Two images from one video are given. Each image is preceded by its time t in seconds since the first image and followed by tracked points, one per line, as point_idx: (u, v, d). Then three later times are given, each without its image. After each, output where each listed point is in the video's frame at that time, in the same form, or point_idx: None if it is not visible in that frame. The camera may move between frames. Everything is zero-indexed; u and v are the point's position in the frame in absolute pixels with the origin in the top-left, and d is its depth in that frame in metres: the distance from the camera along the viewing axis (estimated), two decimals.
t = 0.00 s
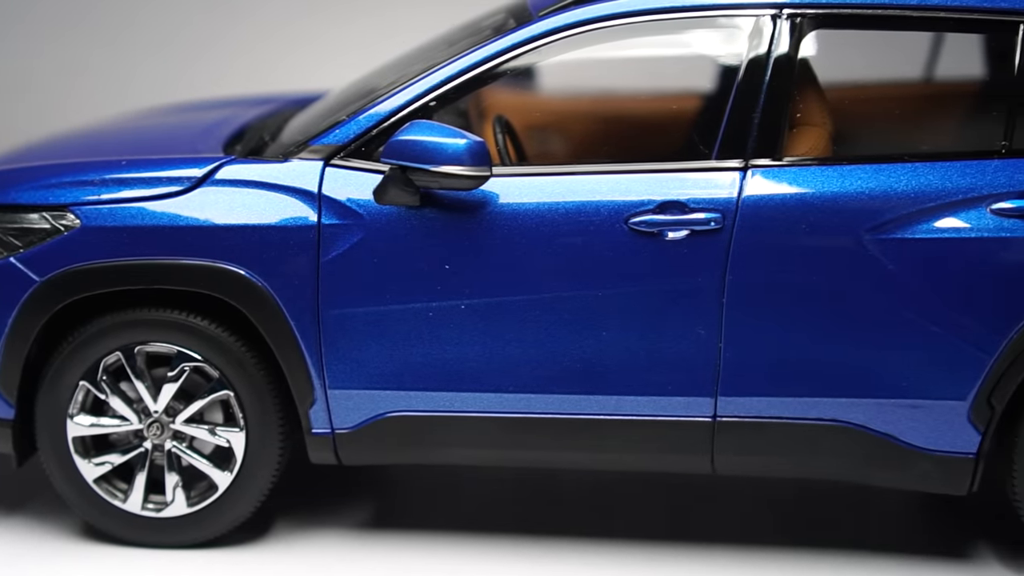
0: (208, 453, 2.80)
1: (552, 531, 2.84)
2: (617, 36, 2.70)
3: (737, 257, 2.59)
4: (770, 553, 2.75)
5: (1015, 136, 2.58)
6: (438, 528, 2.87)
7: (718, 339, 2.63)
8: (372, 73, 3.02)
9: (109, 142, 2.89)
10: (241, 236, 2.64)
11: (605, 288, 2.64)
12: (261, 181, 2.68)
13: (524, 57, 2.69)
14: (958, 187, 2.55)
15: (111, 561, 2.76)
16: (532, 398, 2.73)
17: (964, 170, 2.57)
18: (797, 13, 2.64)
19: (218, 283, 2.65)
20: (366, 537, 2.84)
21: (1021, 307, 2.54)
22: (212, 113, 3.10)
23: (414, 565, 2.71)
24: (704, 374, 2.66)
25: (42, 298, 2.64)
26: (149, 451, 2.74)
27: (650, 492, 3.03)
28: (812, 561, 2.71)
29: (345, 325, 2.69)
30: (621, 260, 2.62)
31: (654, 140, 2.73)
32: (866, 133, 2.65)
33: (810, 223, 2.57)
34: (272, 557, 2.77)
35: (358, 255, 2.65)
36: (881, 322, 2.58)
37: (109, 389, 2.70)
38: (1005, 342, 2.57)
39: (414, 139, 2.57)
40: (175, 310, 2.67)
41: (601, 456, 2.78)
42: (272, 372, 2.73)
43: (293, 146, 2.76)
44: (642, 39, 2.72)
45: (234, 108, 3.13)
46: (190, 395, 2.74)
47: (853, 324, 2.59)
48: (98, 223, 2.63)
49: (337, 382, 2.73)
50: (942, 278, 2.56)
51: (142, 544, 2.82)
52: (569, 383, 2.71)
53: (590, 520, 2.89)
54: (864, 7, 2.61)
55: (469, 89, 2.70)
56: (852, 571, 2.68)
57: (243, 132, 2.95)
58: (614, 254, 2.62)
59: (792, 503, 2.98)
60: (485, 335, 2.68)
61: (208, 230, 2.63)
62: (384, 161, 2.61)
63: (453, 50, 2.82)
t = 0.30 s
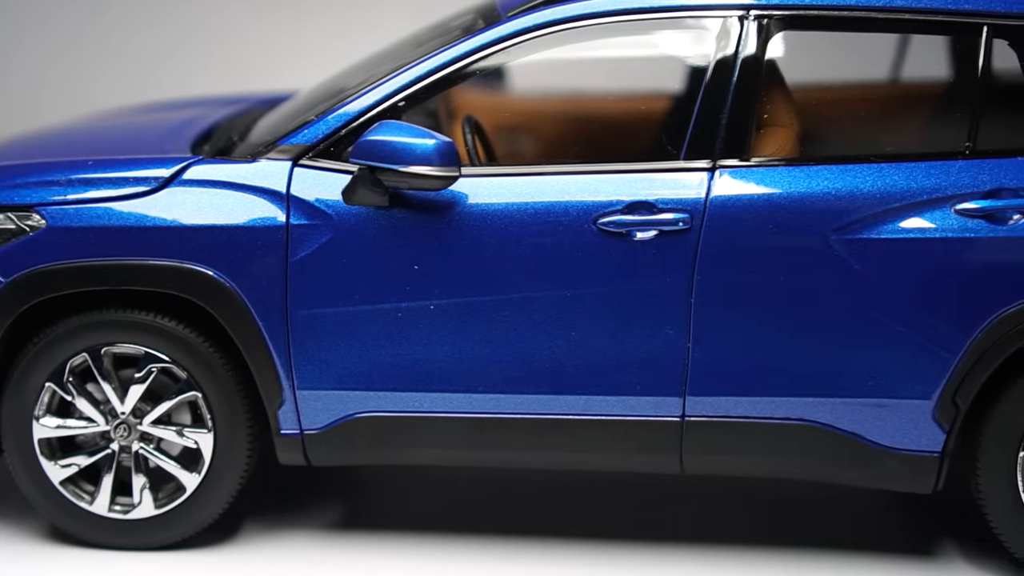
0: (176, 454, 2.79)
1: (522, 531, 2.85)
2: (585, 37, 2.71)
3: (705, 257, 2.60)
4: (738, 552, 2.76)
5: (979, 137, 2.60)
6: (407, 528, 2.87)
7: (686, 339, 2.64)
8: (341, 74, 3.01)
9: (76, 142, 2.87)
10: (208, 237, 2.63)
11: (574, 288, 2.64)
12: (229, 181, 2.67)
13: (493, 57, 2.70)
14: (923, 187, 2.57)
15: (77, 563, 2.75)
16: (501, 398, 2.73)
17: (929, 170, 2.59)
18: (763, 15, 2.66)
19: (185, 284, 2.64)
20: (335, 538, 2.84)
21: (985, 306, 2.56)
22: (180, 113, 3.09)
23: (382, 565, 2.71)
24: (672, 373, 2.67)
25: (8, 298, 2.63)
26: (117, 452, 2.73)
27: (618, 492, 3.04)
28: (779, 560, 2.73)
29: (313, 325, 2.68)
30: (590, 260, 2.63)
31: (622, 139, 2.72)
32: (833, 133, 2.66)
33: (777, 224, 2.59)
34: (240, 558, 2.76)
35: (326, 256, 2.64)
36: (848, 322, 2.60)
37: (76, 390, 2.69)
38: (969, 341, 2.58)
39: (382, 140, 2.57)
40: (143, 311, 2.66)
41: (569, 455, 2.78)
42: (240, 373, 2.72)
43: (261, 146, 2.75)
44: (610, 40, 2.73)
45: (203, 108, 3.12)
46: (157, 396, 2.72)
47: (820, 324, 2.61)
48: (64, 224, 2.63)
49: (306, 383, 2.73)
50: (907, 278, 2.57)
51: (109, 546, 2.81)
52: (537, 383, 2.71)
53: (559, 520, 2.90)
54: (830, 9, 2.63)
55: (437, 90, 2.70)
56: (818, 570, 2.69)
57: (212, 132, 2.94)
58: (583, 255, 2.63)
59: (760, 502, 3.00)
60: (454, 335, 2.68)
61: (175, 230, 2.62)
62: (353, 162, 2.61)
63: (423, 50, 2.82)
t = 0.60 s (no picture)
0: (147, 456, 2.78)
1: (494, 531, 2.85)
2: (557, 37, 2.71)
3: (676, 257, 2.61)
4: (708, 552, 2.77)
5: (946, 137, 2.61)
6: (379, 529, 2.86)
7: (657, 339, 2.65)
8: (313, 74, 3.01)
9: (45, 142, 2.85)
10: (179, 237, 2.62)
11: (545, 288, 2.64)
12: (200, 181, 2.66)
13: (464, 57, 2.69)
14: (892, 188, 2.59)
15: (46, 566, 2.74)
16: (473, 399, 2.73)
17: (898, 171, 2.60)
18: (734, 16, 2.66)
19: (155, 285, 2.63)
20: (306, 539, 2.84)
21: (953, 305, 2.58)
22: (151, 113, 3.08)
23: (354, 566, 2.71)
24: (644, 373, 2.68)
25: None
26: (86, 454, 2.72)
27: (591, 492, 3.05)
28: (750, 559, 2.74)
29: (284, 326, 2.67)
30: (561, 261, 2.63)
31: (595, 140, 2.74)
32: (803, 134, 2.67)
33: (747, 224, 2.60)
34: (211, 560, 2.75)
35: (297, 256, 2.64)
36: (817, 322, 2.61)
37: (45, 392, 2.68)
38: (937, 340, 2.60)
39: (353, 140, 2.56)
40: (113, 312, 2.65)
41: (541, 456, 2.79)
42: (211, 374, 2.71)
43: (233, 146, 2.75)
44: (582, 41, 2.73)
45: (174, 108, 3.11)
46: (128, 397, 2.71)
47: (790, 324, 2.62)
48: (33, 224, 2.61)
49: (277, 384, 2.72)
50: (877, 278, 2.59)
51: (79, 549, 2.79)
52: (509, 384, 2.71)
53: (531, 520, 2.90)
54: (800, 10, 2.64)
55: (409, 90, 2.70)
56: (788, 569, 2.70)
57: (183, 132, 2.93)
58: (554, 255, 2.63)
59: (732, 501, 3.01)
60: (427, 336, 2.68)
61: (145, 231, 2.61)
62: (324, 162, 2.61)
63: (394, 50, 2.81)
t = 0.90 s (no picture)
0: (118, 457, 2.77)
1: (467, 532, 2.85)
2: (530, 38, 2.71)
3: (649, 257, 2.61)
4: (680, 551, 2.78)
5: (917, 138, 2.63)
6: (352, 529, 2.87)
7: (630, 339, 2.65)
8: (286, 73, 3.00)
9: (17, 142, 2.84)
10: (150, 237, 2.61)
11: (518, 289, 2.64)
12: (171, 182, 2.65)
13: (436, 58, 2.69)
14: (863, 189, 2.59)
15: (15, 568, 2.73)
16: (446, 399, 2.73)
17: (869, 171, 2.61)
18: (706, 16, 2.67)
19: (126, 286, 2.61)
20: (279, 541, 2.84)
21: (923, 305, 2.59)
22: (124, 113, 3.08)
23: (325, 567, 2.70)
24: (617, 373, 2.68)
25: None
26: (57, 456, 2.71)
27: (564, 492, 3.06)
28: (721, 558, 2.75)
29: (257, 327, 2.67)
30: (534, 261, 2.63)
31: (570, 143, 2.74)
32: (775, 135, 2.69)
33: (720, 224, 2.60)
34: (182, 562, 2.75)
35: (269, 257, 2.63)
36: (789, 322, 2.62)
37: (15, 393, 2.68)
38: (908, 340, 2.61)
39: (325, 141, 2.55)
40: (83, 313, 2.64)
41: (514, 456, 2.79)
42: (183, 375, 2.70)
43: (205, 146, 2.74)
44: (554, 41, 2.73)
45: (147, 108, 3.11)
46: (99, 398, 2.71)
47: (761, 324, 2.63)
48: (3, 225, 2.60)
49: (249, 385, 2.71)
50: (848, 278, 2.60)
51: (49, 551, 2.78)
52: (482, 384, 2.71)
53: (505, 520, 2.90)
54: (772, 11, 2.65)
55: (381, 90, 2.69)
56: (759, 568, 2.72)
57: (156, 132, 2.92)
58: (527, 255, 2.63)
59: (705, 500, 3.02)
60: (400, 336, 2.68)
61: (116, 231, 2.60)
62: (296, 163, 2.60)
63: (367, 50, 2.81)
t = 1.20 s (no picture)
0: (90, 460, 2.76)
1: (442, 533, 2.85)
2: (502, 39, 2.71)
3: (622, 258, 2.61)
4: (654, 550, 2.79)
5: (888, 139, 2.64)
6: (326, 531, 2.86)
7: (603, 339, 2.66)
8: (259, 73, 2.99)
9: None
10: (122, 238, 2.60)
11: (491, 289, 2.64)
12: (143, 182, 2.64)
13: (409, 58, 2.69)
14: (834, 189, 2.60)
15: None
16: (420, 400, 2.73)
17: (840, 172, 2.62)
18: (679, 17, 2.68)
19: (98, 287, 2.60)
20: (252, 542, 2.83)
21: (894, 306, 2.60)
22: (97, 113, 3.06)
23: (298, 568, 2.70)
24: (590, 374, 2.68)
25: None
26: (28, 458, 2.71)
27: (539, 493, 3.06)
28: (693, 557, 2.76)
29: (229, 328, 2.66)
30: (507, 261, 2.63)
31: (542, 142, 2.74)
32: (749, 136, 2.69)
33: (692, 225, 2.61)
34: (155, 564, 2.73)
35: (241, 258, 2.62)
36: (761, 322, 2.63)
37: None
38: (879, 340, 2.62)
39: (298, 141, 2.54)
40: (54, 314, 2.63)
41: (488, 457, 2.79)
42: (155, 376, 2.69)
43: (178, 146, 2.73)
44: (528, 42, 2.74)
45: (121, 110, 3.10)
46: (70, 400, 2.69)
47: (734, 323, 2.63)
48: None
49: (222, 386, 2.70)
50: (820, 278, 2.61)
51: (20, 554, 2.77)
52: (456, 385, 2.71)
53: (479, 521, 2.90)
54: (745, 12, 2.65)
55: (354, 91, 2.68)
56: (732, 567, 2.73)
57: (129, 132, 2.91)
58: (500, 256, 2.63)
59: (679, 500, 3.03)
60: (374, 337, 2.67)
61: (87, 232, 2.59)
62: (269, 163, 2.59)
63: (340, 50, 2.80)
